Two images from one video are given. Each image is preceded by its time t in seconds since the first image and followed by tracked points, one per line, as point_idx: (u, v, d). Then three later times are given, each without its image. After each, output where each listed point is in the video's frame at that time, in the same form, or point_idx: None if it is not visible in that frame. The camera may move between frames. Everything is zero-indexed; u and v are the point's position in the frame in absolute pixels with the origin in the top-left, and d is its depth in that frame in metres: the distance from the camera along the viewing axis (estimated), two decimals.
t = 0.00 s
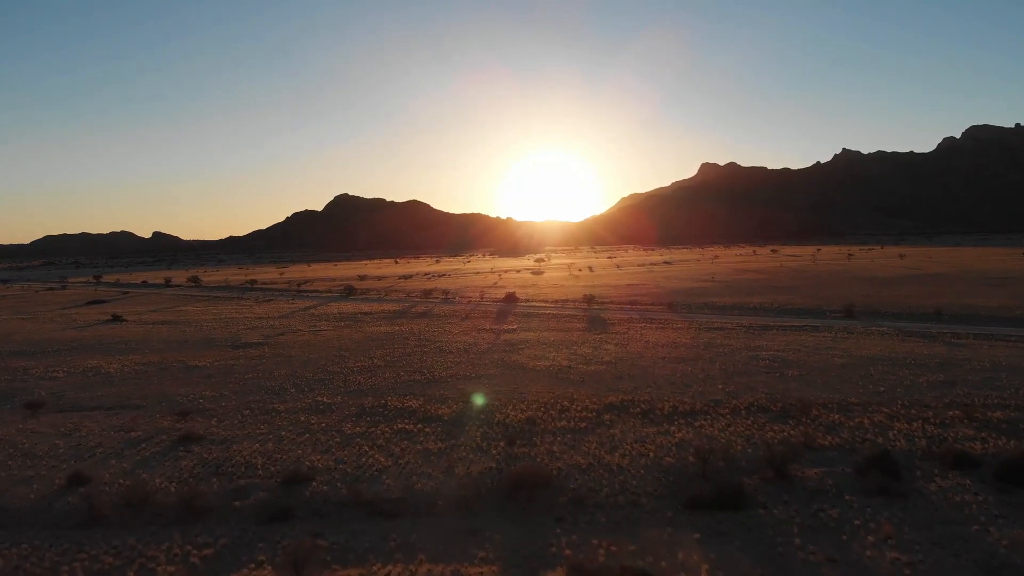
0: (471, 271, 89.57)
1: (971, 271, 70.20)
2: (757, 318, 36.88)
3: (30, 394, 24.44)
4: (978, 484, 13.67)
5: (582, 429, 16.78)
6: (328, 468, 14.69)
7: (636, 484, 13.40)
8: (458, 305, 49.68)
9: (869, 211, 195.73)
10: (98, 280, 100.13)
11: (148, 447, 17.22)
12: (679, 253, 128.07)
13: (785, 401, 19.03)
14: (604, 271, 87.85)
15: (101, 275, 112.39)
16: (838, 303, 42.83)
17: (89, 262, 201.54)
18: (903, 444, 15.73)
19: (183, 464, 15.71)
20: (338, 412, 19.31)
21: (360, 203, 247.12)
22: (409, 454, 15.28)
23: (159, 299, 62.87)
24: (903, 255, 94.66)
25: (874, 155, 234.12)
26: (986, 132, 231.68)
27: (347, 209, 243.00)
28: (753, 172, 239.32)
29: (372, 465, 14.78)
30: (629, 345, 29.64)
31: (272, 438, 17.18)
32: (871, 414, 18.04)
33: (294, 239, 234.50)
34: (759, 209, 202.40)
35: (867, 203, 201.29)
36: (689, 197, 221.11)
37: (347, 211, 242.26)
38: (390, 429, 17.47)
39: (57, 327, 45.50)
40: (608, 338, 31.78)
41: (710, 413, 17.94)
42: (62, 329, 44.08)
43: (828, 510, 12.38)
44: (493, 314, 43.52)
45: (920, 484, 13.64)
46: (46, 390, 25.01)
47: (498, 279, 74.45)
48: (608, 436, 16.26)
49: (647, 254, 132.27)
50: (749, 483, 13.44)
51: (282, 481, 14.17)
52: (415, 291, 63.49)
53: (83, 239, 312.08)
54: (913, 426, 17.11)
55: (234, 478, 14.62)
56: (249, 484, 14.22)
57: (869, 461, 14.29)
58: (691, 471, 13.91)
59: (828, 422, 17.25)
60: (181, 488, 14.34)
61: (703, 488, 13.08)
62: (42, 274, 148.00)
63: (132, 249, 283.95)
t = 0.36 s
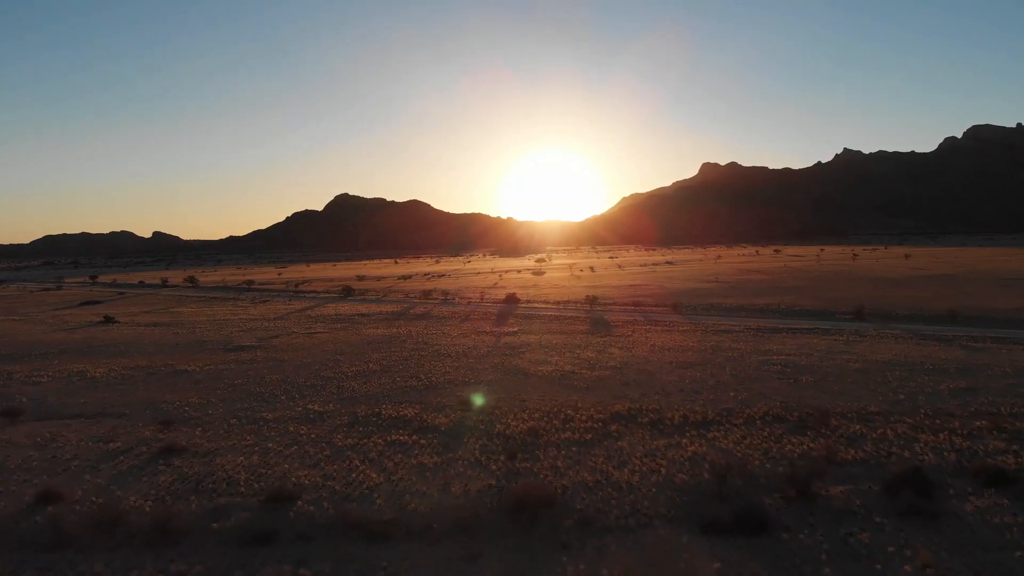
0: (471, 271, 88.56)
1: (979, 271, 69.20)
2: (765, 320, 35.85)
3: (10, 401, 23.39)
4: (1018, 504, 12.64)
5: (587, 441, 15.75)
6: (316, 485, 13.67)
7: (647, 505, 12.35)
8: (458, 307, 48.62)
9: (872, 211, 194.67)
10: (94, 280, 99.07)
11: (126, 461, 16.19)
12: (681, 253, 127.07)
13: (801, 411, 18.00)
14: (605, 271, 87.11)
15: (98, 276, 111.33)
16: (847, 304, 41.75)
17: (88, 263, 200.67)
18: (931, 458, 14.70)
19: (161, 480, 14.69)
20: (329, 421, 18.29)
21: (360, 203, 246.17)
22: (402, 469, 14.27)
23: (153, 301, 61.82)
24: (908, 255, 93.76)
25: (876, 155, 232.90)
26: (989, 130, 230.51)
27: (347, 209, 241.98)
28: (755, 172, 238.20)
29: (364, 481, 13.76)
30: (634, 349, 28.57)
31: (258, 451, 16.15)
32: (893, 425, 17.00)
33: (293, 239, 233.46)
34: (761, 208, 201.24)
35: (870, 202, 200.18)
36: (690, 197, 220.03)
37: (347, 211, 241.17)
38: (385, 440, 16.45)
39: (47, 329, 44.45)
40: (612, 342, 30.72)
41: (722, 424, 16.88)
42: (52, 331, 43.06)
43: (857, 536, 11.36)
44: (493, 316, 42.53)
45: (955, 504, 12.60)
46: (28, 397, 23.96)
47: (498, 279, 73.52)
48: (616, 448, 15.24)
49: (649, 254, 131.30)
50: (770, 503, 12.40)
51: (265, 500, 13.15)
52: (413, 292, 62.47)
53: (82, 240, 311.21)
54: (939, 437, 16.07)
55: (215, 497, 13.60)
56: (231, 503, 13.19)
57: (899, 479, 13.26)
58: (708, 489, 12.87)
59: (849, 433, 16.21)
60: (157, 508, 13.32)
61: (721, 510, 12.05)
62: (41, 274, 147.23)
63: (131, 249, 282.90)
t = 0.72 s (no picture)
0: (471, 271, 87.59)
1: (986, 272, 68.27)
2: (773, 323, 34.82)
3: None
4: None
5: (594, 456, 14.71)
6: (301, 505, 12.65)
7: (660, 529, 11.32)
8: (458, 308, 47.63)
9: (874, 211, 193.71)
10: (90, 280, 98.11)
11: (101, 475, 15.17)
12: (683, 253, 126.14)
13: (819, 421, 16.97)
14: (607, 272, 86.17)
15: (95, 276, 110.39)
16: (856, 306, 40.73)
17: (87, 263, 199.82)
18: (964, 475, 13.66)
19: (136, 499, 13.65)
20: (320, 432, 17.26)
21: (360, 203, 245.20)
22: (395, 486, 13.25)
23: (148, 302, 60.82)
24: (912, 255, 92.89)
25: (877, 155, 231.93)
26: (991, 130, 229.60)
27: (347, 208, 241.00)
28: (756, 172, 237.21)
29: (353, 499, 12.74)
30: (639, 353, 27.51)
31: (242, 465, 15.12)
32: (918, 437, 15.98)
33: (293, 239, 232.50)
34: (762, 208, 200.25)
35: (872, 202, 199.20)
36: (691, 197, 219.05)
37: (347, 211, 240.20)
38: (377, 453, 15.41)
39: (37, 331, 43.43)
40: (616, 345, 29.68)
41: (737, 436, 15.86)
42: (42, 333, 42.07)
43: (893, 565, 10.33)
44: (493, 317, 41.54)
45: (996, 526, 11.57)
46: (8, 404, 22.94)
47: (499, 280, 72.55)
48: (625, 462, 14.23)
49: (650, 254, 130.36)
50: (795, 527, 11.38)
51: (245, 522, 12.13)
52: (412, 293, 61.45)
53: (81, 240, 310.38)
54: (969, 451, 15.03)
55: (192, 517, 12.57)
56: (209, 524, 12.17)
57: (934, 498, 12.21)
58: (727, 511, 11.85)
59: (873, 447, 15.17)
60: (129, 530, 12.29)
61: (743, 536, 11.01)
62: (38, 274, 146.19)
63: (130, 249, 281.97)
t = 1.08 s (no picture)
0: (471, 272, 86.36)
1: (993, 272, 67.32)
2: (781, 325, 33.78)
3: None
4: None
5: (601, 472, 13.68)
6: (284, 528, 11.63)
7: (675, 557, 10.29)
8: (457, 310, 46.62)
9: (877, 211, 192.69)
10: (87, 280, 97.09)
11: (73, 492, 14.15)
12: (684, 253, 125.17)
13: (840, 432, 15.93)
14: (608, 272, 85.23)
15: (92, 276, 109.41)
16: (865, 308, 39.70)
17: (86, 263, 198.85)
18: (1002, 493, 12.63)
19: (106, 520, 12.62)
20: (308, 444, 16.21)
21: (360, 203, 244.21)
22: (386, 507, 12.23)
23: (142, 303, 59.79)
24: (916, 256, 91.96)
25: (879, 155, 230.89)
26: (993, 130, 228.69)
27: (346, 208, 239.98)
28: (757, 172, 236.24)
29: (340, 522, 11.71)
30: (644, 358, 26.47)
31: (223, 481, 14.08)
32: (947, 450, 14.93)
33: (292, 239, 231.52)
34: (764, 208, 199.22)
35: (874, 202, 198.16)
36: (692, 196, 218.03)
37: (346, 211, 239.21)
38: (368, 468, 14.37)
39: (25, 332, 42.41)
40: (620, 349, 28.64)
41: (752, 449, 14.82)
42: (31, 335, 41.05)
43: None
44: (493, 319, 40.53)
45: None
46: None
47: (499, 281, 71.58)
48: (634, 479, 13.21)
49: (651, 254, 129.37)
50: (823, 554, 10.36)
51: (221, 547, 11.10)
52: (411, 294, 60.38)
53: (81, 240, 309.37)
54: (1003, 466, 13.99)
55: (164, 541, 11.54)
56: (182, 550, 11.16)
57: (973, 521, 11.18)
58: (748, 536, 10.82)
59: (899, 461, 14.16)
60: (95, 556, 11.27)
61: (767, 566, 9.99)
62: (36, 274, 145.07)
63: (130, 249, 280.97)
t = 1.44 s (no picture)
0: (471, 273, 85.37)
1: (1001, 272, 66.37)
2: (790, 327, 32.74)
3: None
4: None
5: (609, 490, 12.66)
6: (263, 555, 10.61)
7: None
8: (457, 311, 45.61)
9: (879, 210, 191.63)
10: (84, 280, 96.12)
11: (40, 511, 13.12)
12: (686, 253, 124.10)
13: (864, 445, 14.90)
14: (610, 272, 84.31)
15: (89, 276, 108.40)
16: (875, 309, 38.71)
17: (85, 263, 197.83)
18: None
19: (73, 544, 11.61)
20: (296, 457, 15.20)
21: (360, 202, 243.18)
22: (377, 531, 11.21)
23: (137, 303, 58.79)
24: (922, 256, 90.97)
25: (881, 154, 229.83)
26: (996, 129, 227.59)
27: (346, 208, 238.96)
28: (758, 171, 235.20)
29: (326, 548, 10.69)
30: (651, 362, 25.43)
31: (202, 500, 13.06)
32: (980, 465, 13.91)
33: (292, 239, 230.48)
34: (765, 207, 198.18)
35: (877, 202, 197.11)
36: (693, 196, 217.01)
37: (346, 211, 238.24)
38: (359, 484, 13.34)
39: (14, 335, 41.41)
40: (625, 353, 27.61)
41: (772, 464, 13.80)
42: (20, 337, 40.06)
43: None
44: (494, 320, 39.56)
45: None
46: None
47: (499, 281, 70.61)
48: (646, 499, 12.19)
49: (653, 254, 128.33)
50: None
51: None
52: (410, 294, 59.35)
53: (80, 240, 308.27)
54: None
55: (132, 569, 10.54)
56: None
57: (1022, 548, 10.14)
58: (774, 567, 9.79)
59: (931, 478, 13.13)
60: None
61: None
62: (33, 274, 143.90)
63: (129, 249, 279.99)
